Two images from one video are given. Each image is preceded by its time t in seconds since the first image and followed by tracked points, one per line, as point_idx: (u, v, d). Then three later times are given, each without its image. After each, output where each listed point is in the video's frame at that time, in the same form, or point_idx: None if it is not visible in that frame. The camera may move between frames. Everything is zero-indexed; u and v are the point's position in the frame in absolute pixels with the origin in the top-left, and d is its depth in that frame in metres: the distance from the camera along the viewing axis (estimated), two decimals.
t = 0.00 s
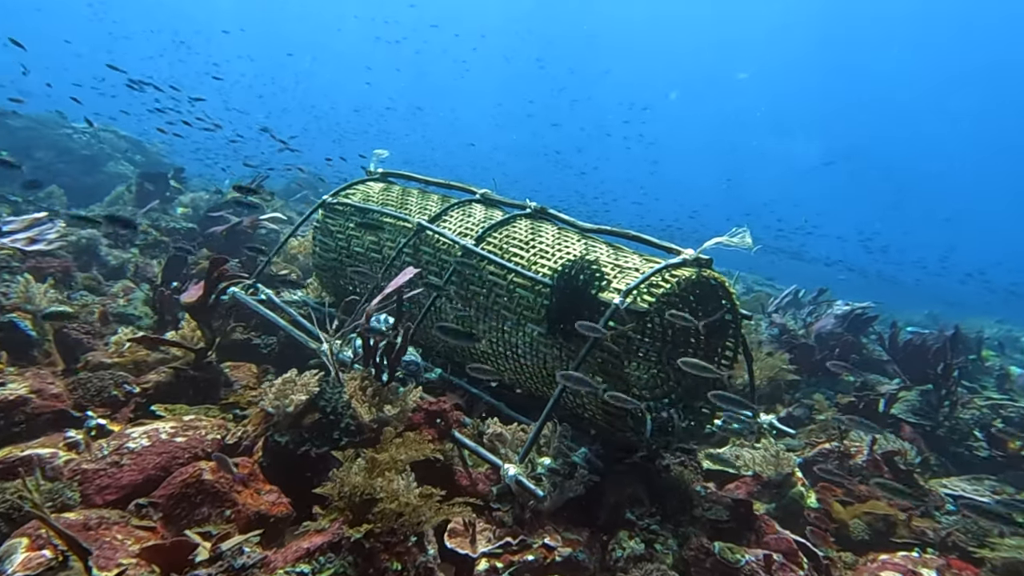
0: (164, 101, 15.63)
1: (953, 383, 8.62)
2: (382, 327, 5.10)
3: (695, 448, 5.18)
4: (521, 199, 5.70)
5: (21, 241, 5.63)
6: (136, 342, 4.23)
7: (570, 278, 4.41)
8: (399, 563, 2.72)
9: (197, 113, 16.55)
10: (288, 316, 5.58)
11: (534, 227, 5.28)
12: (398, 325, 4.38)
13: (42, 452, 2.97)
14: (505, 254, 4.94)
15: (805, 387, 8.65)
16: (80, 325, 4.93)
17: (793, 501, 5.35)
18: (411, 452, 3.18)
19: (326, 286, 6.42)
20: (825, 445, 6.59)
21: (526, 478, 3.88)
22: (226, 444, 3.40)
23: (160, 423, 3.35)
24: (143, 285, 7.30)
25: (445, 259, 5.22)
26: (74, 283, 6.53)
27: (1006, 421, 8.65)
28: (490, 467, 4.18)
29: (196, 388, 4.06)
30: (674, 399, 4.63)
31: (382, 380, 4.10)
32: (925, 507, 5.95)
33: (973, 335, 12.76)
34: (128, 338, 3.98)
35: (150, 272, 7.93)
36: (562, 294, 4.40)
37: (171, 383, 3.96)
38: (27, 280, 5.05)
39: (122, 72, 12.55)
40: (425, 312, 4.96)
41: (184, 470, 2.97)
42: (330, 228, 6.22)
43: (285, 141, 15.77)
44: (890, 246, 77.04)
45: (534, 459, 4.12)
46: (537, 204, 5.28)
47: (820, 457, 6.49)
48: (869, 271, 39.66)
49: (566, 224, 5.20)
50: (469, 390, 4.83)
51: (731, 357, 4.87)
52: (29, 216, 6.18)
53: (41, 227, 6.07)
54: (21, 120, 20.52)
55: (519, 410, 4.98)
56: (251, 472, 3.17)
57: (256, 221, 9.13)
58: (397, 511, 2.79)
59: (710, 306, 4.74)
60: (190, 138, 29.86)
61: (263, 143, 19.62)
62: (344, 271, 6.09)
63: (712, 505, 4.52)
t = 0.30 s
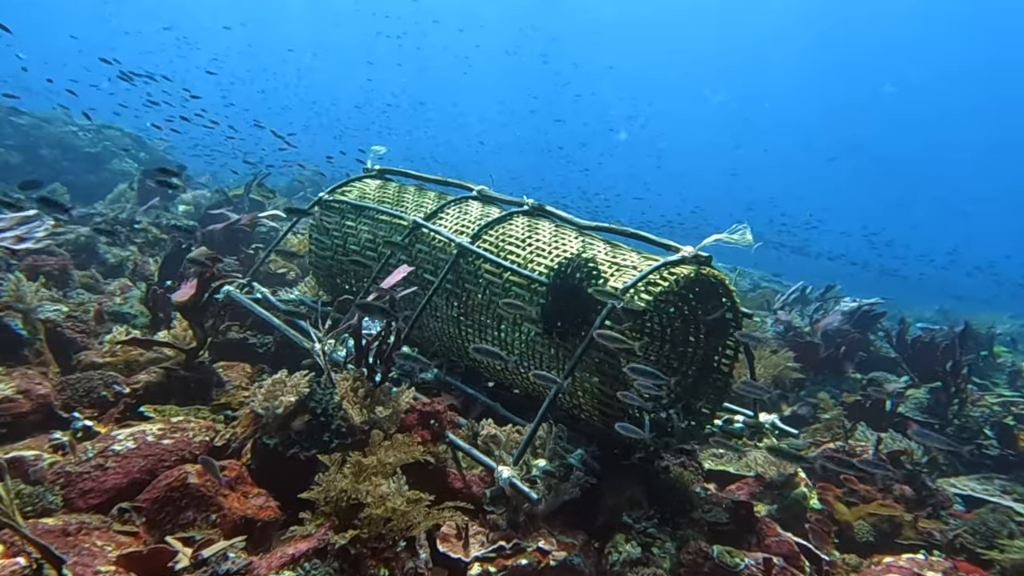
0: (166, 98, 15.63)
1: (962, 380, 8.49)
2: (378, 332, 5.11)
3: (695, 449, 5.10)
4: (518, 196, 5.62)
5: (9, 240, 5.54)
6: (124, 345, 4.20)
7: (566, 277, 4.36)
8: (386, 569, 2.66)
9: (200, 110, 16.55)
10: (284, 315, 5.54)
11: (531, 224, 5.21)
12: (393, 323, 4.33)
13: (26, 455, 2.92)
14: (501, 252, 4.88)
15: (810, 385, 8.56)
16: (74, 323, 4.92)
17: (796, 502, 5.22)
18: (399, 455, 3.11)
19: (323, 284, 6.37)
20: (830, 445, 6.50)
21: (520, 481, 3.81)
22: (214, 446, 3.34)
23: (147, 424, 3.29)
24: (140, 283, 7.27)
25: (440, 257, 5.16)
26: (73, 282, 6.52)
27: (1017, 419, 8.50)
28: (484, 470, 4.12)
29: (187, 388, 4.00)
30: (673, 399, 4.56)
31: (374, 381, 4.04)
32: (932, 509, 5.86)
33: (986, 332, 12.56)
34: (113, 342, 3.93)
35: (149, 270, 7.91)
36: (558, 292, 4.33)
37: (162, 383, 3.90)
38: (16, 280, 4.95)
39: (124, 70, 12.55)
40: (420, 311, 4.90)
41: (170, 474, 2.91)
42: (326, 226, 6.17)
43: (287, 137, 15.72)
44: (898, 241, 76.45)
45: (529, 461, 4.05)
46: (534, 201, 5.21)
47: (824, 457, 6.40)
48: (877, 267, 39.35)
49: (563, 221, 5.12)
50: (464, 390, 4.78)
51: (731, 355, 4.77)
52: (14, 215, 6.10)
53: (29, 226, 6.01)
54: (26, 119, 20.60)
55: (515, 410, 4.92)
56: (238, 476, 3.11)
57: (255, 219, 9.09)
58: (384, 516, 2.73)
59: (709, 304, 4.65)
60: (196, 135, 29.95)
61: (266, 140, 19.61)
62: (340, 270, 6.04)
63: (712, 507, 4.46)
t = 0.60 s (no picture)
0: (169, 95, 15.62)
1: (972, 378, 8.36)
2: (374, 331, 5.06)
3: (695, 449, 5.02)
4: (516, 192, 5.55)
5: None
6: (115, 345, 4.15)
7: (563, 275, 4.30)
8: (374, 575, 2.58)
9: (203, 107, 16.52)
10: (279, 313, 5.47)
11: (528, 221, 5.13)
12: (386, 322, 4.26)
13: (10, 458, 2.88)
14: (498, 249, 4.81)
15: (816, 382, 8.45)
16: (68, 322, 4.88)
17: (798, 502, 5.18)
18: (388, 458, 3.04)
19: (320, 282, 6.31)
20: (834, 444, 6.40)
21: (514, 483, 3.76)
22: (202, 447, 3.27)
23: (134, 425, 3.23)
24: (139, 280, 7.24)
25: (436, 255, 5.10)
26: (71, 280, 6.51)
27: None
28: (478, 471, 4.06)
29: (178, 388, 3.96)
30: (672, 399, 4.49)
31: (366, 381, 3.98)
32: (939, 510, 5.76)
33: (998, 328, 12.38)
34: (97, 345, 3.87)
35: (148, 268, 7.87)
36: (554, 291, 4.26)
37: (153, 384, 3.86)
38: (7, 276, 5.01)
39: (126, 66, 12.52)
40: (415, 309, 4.84)
41: (155, 476, 2.83)
42: (323, 223, 6.11)
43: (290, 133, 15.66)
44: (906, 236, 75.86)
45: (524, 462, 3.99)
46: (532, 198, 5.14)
47: (828, 457, 6.29)
48: (886, 263, 39.02)
49: (561, 217, 5.05)
50: (460, 390, 4.72)
51: (732, 354, 4.68)
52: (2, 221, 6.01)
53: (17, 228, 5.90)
54: (31, 116, 20.64)
55: (511, 410, 4.85)
56: (226, 478, 3.03)
57: (255, 216, 9.05)
58: (370, 522, 2.66)
59: (709, 303, 4.57)
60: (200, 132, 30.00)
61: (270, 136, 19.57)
62: (337, 267, 5.97)
63: (711, 509, 4.40)
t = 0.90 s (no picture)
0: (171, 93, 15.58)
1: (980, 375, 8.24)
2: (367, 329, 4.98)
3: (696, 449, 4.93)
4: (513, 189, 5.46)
5: None
6: (105, 346, 4.08)
7: (559, 273, 4.21)
8: None
9: (205, 104, 16.49)
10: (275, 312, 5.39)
11: (526, 217, 5.04)
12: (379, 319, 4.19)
13: None
14: (494, 247, 4.73)
15: (821, 380, 8.34)
16: (60, 321, 4.83)
17: (801, 502, 5.10)
18: (377, 461, 2.96)
19: (317, 279, 6.24)
20: (838, 443, 6.29)
21: (508, 485, 3.69)
22: (189, 450, 3.21)
23: (119, 427, 3.17)
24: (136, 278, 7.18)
25: (432, 252, 5.02)
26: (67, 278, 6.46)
27: None
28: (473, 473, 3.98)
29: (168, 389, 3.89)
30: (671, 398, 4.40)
31: (359, 380, 3.92)
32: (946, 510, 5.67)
33: (1008, 324, 12.22)
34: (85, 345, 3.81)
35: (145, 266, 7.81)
36: (550, 289, 4.18)
37: (142, 385, 3.79)
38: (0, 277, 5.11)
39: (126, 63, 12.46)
40: (411, 307, 4.77)
41: (138, 480, 2.77)
42: (319, 221, 6.04)
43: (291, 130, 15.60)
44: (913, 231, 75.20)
45: (519, 463, 3.91)
46: (529, 194, 5.05)
47: (832, 456, 6.18)
48: (892, 259, 38.77)
49: (558, 214, 4.96)
50: (457, 390, 4.65)
51: (733, 352, 4.59)
52: None
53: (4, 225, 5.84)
54: (36, 114, 20.68)
55: (509, 410, 4.78)
56: (212, 482, 2.97)
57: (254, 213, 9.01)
58: (356, 528, 2.58)
59: (708, 301, 4.48)
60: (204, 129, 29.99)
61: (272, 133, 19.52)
62: (333, 265, 5.91)
63: (711, 510, 4.33)
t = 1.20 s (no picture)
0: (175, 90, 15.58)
1: (990, 373, 8.10)
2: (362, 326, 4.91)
3: (696, 449, 4.84)
4: (511, 184, 5.38)
5: None
6: (96, 345, 4.04)
7: (555, 270, 4.14)
8: None
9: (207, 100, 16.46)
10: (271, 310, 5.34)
11: (523, 213, 4.96)
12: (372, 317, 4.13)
13: None
14: (490, 243, 4.66)
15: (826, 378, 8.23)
16: (54, 319, 4.83)
17: (804, 503, 5.02)
18: (365, 464, 2.89)
19: (314, 277, 6.18)
20: (843, 442, 6.19)
21: (503, 487, 3.67)
22: (177, 452, 3.15)
23: (105, 428, 3.11)
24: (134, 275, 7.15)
25: (428, 249, 4.95)
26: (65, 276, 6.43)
27: None
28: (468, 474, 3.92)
29: (158, 388, 3.84)
30: (670, 397, 4.31)
31: (351, 380, 3.84)
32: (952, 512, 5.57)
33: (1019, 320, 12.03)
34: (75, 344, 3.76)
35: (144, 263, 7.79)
36: (546, 286, 4.10)
37: (132, 384, 3.74)
38: None
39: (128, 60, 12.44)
40: (406, 305, 4.71)
41: (122, 483, 2.71)
42: (316, 217, 5.98)
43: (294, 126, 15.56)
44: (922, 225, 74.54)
45: (514, 465, 3.86)
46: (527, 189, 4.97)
47: (837, 455, 6.07)
48: (901, 254, 38.42)
49: (556, 210, 4.88)
50: (453, 389, 4.58)
51: (734, 350, 4.49)
52: None
53: None
54: (42, 111, 20.76)
55: (505, 410, 4.70)
56: (198, 484, 2.91)
57: (254, 210, 8.98)
58: (341, 534, 2.51)
59: (708, 298, 4.39)
60: (210, 126, 30.04)
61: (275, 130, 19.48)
62: (330, 262, 5.85)
63: (712, 511, 4.24)
